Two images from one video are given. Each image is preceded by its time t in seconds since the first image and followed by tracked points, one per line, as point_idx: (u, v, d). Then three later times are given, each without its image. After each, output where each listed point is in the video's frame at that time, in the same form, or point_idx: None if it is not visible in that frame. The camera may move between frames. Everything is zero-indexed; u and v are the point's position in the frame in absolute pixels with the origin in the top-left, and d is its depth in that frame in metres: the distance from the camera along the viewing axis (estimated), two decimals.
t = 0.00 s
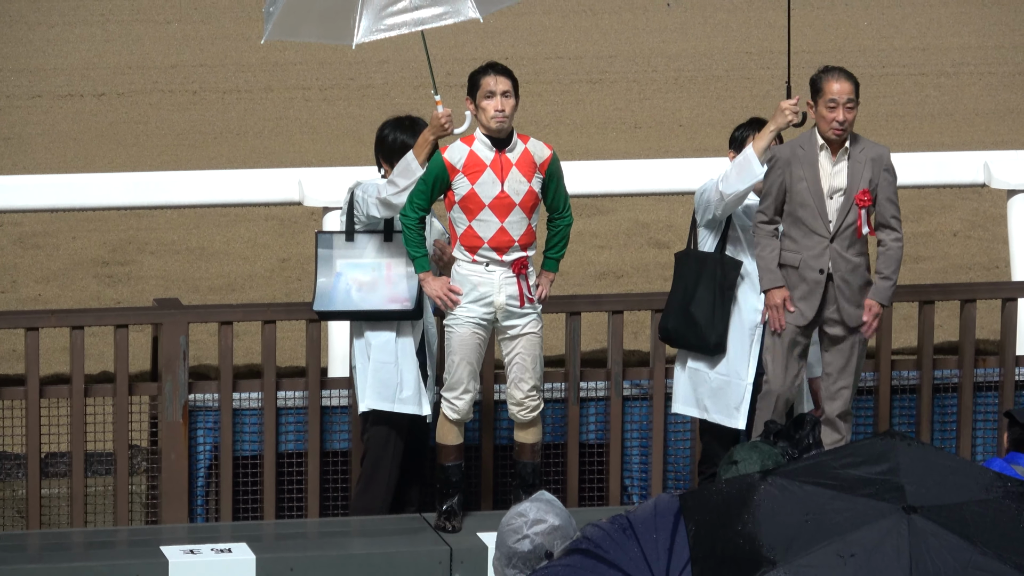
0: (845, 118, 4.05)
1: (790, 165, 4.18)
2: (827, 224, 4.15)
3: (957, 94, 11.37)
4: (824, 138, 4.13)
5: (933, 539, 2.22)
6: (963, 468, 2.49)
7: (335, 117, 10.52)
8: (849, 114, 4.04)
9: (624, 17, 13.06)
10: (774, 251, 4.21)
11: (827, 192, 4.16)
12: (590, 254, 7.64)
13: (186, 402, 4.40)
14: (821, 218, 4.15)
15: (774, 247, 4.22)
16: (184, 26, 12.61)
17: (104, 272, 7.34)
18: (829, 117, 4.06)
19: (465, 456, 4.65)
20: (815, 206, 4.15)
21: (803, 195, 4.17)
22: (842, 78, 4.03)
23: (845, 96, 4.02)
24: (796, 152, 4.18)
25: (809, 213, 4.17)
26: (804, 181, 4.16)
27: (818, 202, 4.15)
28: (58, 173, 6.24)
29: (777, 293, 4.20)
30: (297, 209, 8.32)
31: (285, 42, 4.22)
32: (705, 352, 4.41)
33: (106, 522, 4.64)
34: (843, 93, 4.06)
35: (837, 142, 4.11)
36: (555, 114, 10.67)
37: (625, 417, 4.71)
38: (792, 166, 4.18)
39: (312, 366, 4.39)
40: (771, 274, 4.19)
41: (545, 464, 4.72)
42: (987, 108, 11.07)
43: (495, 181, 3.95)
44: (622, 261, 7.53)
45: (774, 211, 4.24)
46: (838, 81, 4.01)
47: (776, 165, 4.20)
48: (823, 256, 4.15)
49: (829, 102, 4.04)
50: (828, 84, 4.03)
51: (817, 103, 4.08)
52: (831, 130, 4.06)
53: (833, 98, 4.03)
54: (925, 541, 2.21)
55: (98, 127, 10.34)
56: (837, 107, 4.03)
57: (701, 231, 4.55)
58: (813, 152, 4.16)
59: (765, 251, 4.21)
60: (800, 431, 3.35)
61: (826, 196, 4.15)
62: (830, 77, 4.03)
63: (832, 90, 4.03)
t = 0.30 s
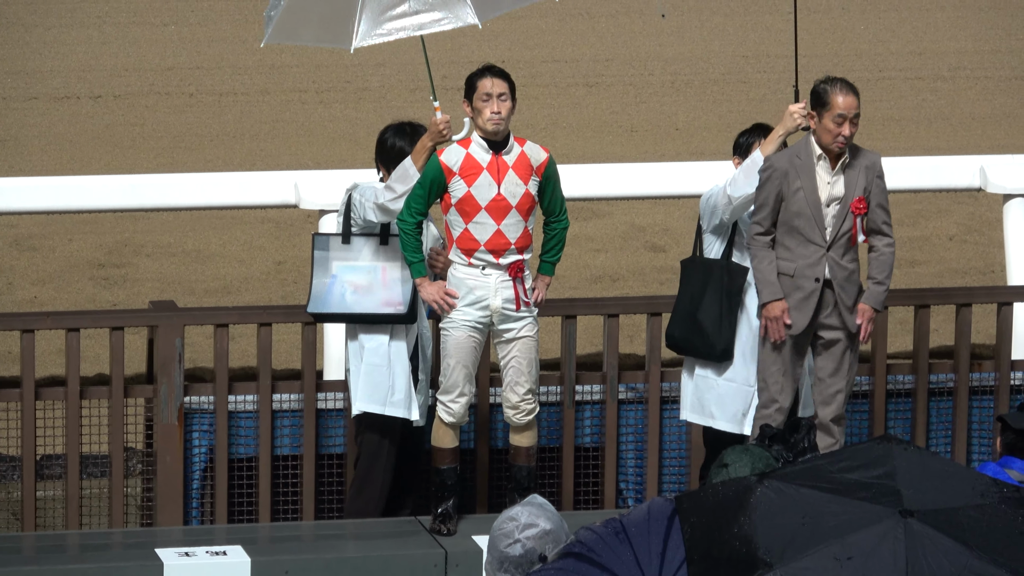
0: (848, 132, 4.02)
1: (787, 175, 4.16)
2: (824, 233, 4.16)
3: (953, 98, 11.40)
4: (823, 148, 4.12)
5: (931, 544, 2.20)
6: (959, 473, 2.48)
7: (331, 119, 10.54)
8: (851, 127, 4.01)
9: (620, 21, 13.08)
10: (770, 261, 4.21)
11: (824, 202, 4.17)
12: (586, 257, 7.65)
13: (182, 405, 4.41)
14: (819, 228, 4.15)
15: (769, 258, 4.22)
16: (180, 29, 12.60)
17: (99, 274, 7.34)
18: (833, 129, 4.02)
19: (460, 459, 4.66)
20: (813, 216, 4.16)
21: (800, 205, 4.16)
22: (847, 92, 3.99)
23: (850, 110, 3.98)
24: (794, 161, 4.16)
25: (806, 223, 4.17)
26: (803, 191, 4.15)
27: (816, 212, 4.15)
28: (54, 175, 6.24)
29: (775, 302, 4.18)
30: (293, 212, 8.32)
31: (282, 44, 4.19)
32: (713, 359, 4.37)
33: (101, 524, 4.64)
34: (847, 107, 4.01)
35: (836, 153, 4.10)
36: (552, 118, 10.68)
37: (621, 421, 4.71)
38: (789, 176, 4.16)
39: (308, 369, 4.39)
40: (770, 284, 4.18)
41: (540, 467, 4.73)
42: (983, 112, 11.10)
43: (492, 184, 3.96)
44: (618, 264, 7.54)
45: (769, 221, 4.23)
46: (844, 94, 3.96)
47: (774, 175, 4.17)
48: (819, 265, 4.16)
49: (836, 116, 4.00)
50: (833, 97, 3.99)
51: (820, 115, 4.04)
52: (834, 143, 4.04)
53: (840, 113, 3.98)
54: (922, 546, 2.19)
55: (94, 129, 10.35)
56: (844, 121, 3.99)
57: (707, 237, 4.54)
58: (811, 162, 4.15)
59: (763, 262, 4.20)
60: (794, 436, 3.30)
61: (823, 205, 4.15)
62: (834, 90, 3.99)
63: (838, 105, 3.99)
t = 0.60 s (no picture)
0: (846, 150, 4.02)
1: (779, 186, 4.13)
2: (814, 243, 4.18)
3: (945, 103, 11.44)
4: (814, 161, 4.11)
5: (924, 550, 2.21)
6: (952, 477, 2.48)
7: (324, 124, 10.54)
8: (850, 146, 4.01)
9: (613, 25, 13.10)
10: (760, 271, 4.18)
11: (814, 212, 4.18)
12: (579, 262, 7.66)
13: (175, 410, 4.41)
14: (810, 238, 4.16)
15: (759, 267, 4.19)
16: (173, 34, 12.60)
17: (92, 279, 7.33)
18: (831, 147, 4.00)
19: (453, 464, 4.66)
20: (804, 227, 4.16)
21: (791, 216, 4.15)
22: (845, 114, 3.96)
23: (851, 133, 3.97)
24: (785, 172, 4.13)
25: (796, 233, 4.17)
26: (795, 202, 4.14)
27: (807, 223, 4.15)
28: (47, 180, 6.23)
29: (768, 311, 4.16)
30: (286, 216, 8.32)
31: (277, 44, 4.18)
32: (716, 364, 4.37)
33: (95, 530, 4.64)
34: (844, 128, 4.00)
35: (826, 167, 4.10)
36: (545, 122, 10.69)
37: (614, 425, 4.72)
38: (779, 188, 4.14)
39: (301, 373, 4.39)
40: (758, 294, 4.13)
41: (533, 471, 4.75)
42: (976, 116, 11.14)
43: (485, 188, 3.97)
44: (611, 269, 7.55)
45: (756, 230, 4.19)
46: (845, 119, 3.95)
47: (766, 186, 4.12)
48: (809, 274, 4.17)
49: (838, 139, 3.98)
50: (834, 122, 3.95)
51: (819, 136, 4.01)
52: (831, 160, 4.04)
53: (841, 136, 3.96)
54: (916, 552, 2.21)
55: (87, 134, 10.34)
56: (843, 144, 3.99)
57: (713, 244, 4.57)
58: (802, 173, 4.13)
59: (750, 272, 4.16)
60: (787, 441, 3.26)
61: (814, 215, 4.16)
62: (835, 114, 3.95)
63: (839, 128, 3.96)
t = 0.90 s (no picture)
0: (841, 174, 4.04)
1: (773, 192, 4.14)
2: (807, 248, 4.19)
3: (939, 106, 11.47)
4: (808, 169, 4.11)
5: (919, 551, 2.21)
6: (947, 481, 2.50)
7: (318, 127, 10.55)
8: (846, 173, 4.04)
9: (608, 29, 13.12)
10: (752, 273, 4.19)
11: (808, 217, 4.18)
12: (574, 265, 7.67)
13: (170, 413, 4.40)
14: (803, 243, 4.17)
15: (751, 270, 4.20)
16: (168, 37, 12.59)
17: (87, 282, 7.33)
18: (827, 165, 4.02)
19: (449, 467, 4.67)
20: (797, 232, 4.17)
21: (784, 221, 4.16)
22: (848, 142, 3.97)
23: (848, 160, 3.99)
24: (780, 178, 4.13)
25: (789, 238, 4.18)
26: (788, 208, 4.14)
27: (801, 229, 4.15)
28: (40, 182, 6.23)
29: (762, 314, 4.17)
30: (280, 220, 8.32)
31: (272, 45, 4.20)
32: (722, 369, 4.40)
33: (89, 533, 4.64)
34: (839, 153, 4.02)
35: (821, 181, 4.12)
36: (540, 125, 10.71)
37: (609, 428, 4.73)
38: (773, 193, 4.14)
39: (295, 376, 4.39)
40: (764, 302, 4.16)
41: (529, 473, 4.74)
42: (970, 119, 11.15)
43: (480, 190, 3.96)
44: (606, 272, 7.56)
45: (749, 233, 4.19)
46: (846, 150, 3.96)
47: (759, 191, 4.13)
48: (802, 279, 4.19)
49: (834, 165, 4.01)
50: (835, 153, 3.97)
51: (816, 156, 4.03)
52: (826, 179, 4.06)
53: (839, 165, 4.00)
54: (911, 553, 2.21)
55: (82, 137, 10.33)
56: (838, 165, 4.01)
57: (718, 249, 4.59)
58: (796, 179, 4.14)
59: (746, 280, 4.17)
60: (781, 444, 3.27)
61: (807, 221, 4.17)
62: (837, 143, 3.96)
63: (836, 158, 3.99)
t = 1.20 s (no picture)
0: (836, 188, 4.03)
1: (770, 197, 4.14)
2: (803, 254, 4.20)
3: (933, 108, 11.50)
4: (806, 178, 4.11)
5: (916, 555, 2.22)
6: (945, 482, 2.50)
7: (312, 130, 10.55)
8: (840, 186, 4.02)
9: (601, 32, 13.14)
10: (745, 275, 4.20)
11: (806, 225, 4.18)
12: (568, 268, 7.68)
13: (164, 417, 4.40)
14: (799, 250, 4.18)
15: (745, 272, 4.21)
16: (162, 40, 12.59)
17: (81, 285, 7.32)
18: (822, 181, 4.00)
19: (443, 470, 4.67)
20: (794, 239, 4.17)
21: (781, 227, 4.17)
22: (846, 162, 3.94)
23: (843, 178, 3.96)
24: (778, 184, 4.14)
25: (785, 244, 4.19)
26: (786, 215, 4.15)
27: (798, 236, 4.15)
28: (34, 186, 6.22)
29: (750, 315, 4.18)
30: (274, 223, 8.32)
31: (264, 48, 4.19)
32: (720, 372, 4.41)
33: (84, 536, 4.64)
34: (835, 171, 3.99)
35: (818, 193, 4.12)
36: (533, 128, 10.72)
37: (603, 431, 4.74)
38: (771, 198, 4.15)
39: (290, 380, 4.39)
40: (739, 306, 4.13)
41: (523, 476, 4.75)
42: (964, 121, 11.18)
43: (475, 192, 3.97)
44: (600, 275, 7.57)
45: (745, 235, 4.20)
46: (842, 167, 3.93)
47: (756, 196, 4.14)
48: (798, 284, 4.20)
49: (829, 181, 3.98)
50: (831, 170, 3.94)
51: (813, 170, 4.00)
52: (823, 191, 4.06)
53: (832, 181, 3.97)
54: (907, 556, 2.22)
55: (77, 140, 10.33)
56: (831, 181, 3.98)
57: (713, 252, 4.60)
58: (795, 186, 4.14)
59: (732, 284, 4.14)
60: (776, 446, 3.21)
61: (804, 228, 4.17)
62: (835, 162, 3.92)
63: (831, 176, 3.96)
